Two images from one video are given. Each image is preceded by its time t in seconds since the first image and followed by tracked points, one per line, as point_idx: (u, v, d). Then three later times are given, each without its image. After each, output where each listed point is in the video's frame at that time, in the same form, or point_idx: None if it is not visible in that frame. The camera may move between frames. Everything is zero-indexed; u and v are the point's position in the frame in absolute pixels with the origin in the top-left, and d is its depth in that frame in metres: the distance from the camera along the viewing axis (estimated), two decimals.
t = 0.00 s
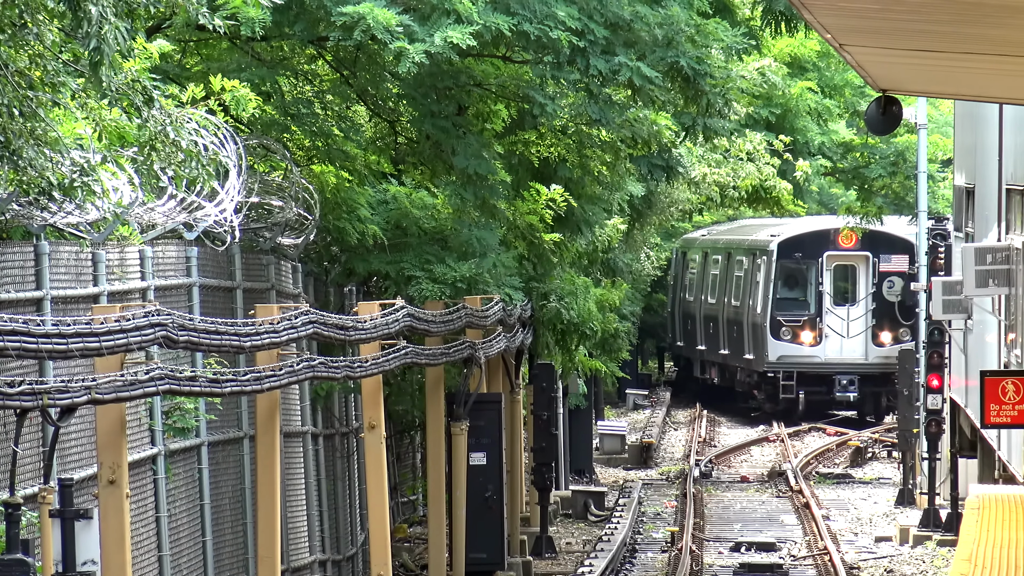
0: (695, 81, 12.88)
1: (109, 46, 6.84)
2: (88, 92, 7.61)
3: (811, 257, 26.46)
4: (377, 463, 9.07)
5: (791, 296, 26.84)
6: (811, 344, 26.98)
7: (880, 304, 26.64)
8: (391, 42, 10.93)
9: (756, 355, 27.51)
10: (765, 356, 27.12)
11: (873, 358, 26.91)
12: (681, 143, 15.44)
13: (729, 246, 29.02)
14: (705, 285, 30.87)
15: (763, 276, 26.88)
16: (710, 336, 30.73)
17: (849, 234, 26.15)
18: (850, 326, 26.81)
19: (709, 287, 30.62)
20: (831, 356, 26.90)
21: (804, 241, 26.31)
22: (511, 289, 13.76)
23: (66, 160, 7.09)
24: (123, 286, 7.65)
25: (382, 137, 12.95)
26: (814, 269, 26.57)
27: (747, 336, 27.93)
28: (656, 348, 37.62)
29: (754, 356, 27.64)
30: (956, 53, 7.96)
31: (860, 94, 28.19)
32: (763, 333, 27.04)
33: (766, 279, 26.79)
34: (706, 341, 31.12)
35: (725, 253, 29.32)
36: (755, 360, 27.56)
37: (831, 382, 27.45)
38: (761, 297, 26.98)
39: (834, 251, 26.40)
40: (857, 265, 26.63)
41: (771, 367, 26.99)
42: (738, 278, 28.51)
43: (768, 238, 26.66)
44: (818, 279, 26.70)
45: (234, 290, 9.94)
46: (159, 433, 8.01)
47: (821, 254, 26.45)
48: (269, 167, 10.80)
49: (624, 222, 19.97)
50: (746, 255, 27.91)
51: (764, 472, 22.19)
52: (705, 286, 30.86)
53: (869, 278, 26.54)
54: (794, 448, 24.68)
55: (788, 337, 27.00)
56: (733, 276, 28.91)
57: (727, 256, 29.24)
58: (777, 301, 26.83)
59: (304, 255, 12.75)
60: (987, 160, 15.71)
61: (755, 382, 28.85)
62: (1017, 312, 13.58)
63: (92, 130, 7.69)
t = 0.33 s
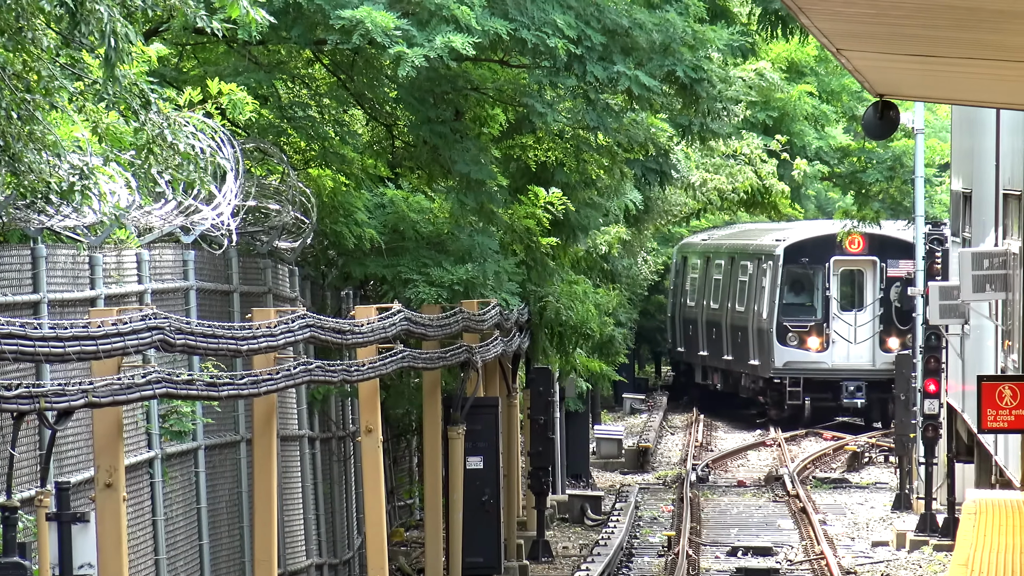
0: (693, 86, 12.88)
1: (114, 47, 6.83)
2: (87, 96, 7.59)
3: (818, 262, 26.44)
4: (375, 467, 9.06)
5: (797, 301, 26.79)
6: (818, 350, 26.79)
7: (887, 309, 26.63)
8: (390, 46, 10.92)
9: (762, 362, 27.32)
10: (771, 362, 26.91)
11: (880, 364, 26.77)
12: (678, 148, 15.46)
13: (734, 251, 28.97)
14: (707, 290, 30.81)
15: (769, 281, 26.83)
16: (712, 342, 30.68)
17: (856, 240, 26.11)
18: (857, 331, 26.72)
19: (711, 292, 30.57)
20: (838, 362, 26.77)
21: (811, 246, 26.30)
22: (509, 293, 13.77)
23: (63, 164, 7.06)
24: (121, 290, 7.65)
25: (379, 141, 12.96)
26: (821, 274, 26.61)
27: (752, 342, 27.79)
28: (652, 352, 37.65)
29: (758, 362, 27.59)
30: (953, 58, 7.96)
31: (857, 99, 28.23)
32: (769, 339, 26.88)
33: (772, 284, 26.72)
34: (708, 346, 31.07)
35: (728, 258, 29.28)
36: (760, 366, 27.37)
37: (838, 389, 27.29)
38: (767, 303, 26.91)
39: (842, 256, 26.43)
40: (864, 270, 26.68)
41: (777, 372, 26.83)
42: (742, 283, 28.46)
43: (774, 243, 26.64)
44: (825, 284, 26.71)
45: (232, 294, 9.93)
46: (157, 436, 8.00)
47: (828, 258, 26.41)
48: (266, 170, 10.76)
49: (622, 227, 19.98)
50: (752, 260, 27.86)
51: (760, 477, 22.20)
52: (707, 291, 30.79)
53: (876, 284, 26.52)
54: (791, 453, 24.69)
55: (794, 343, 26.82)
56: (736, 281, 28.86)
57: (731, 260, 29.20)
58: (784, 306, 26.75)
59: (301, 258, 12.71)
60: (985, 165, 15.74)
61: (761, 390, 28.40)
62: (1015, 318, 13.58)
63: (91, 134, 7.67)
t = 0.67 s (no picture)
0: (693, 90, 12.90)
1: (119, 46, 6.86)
2: (86, 99, 7.59)
3: (827, 265, 26.46)
4: (375, 470, 9.07)
5: (806, 305, 26.84)
6: (827, 354, 26.83)
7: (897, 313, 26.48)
8: (391, 51, 10.93)
9: (770, 366, 27.35)
10: (780, 366, 26.95)
11: (890, 368, 26.78)
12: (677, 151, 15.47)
13: (741, 253, 28.90)
14: (713, 293, 30.76)
15: (778, 284, 26.74)
16: (718, 345, 30.61)
17: (865, 242, 25.66)
18: (867, 335, 26.70)
19: (717, 296, 30.52)
20: (848, 366, 26.79)
21: (820, 249, 26.29)
22: (509, 295, 13.77)
23: (63, 167, 7.05)
24: (121, 293, 7.65)
25: (378, 145, 12.92)
26: (830, 277, 26.61)
27: (760, 346, 27.78)
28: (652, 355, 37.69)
29: (766, 365, 27.60)
30: (952, 61, 7.97)
31: (857, 101, 28.24)
32: (778, 343, 26.92)
33: (781, 288, 26.64)
34: (713, 350, 30.99)
35: (735, 261, 29.21)
36: (769, 370, 27.37)
37: (848, 393, 27.27)
38: (776, 306, 26.89)
39: (852, 259, 26.35)
40: (874, 274, 26.55)
41: (786, 376, 26.84)
42: (750, 286, 28.41)
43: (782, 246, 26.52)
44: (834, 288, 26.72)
45: (232, 297, 9.94)
46: (157, 439, 8.01)
47: (837, 262, 26.42)
48: (267, 173, 10.78)
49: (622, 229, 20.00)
50: (759, 263, 27.78)
51: (760, 480, 22.21)
52: (714, 294, 30.71)
53: (887, 286, 26.39)
54: (791, 455, 24.70)
55: (803, 347, 26.90)
56: (745, 284, 28.80)
57: (738, 263, 29.12)
58: (793, 310, 26.83)
59: (300, 261, 12.70)
60: (985, 168, 15.75)
61: (769, 393, 28.63)
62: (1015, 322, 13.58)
63: (90, 138, 7.57)
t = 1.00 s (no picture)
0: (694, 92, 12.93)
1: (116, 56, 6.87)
2: (88, 103, 7.57)
3: (840, 267, 26.36)
4: (377, 473, 9.06)
5: (817, 308, 26.63)
6: (839, 358, 26.65)
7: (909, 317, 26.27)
8: (394, 56, 10.94)
9: (781, 370, 27.22)
10: (792, 370, 26.80)
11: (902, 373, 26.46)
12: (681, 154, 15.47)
13: (750, 256, 28.81)
14: (722, 297, 30.73)
15: (789, 287, 26.64)
16: (726, 350, 30.59)
17: (877, 245, 25.60)
18: (879, 339, 26.43)
19: (724, 299, 30.51)
20: (861, 370, 26.55)
21: (832, 252, 26.20)
22: (510, 298, 13.77)
23: (65, 171, 7.06)
24: (123, 296, 7.66)
25: (379, 148, 12.91)
26: (842, 280, 26.44)
27: (770, 350, 27.61)
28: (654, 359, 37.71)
29: (776, 370, 27.46)
30: (953, 64, 7.97)
31: (859, 104, 28.27)
32: (790, 347, 26.75)
33: (793, 291, 26.55)
34: (721, 355, 30.96)
35: (744, 263, 29.10)
36: (780, 374, 27.24)
37: (860, 398, 26.92)
38: (787, 310, 26.72)
39: (864, 262, 26.20)
40: (886, 277, 26.28)
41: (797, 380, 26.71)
42: (760, 290, 28.32)
43: (794, 249, 26.45)
44: (846, 291, 26.49)
45: (234, 300, 9.95)
46: (159, 443, 8.01)
47: (849, 265, 26.33)
48: (268, 177, 10.84)
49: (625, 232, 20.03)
50: (770, 266, 27.67)
51: (762, 483, 22.21)
52: (722, 299, 30.69)
53: (898, 289, 26.14)
54: (793, 459, 24.70)
55: (815, 351, 26.72)
56: (754, 288, 28.69)
57: (747, 266, 29.03)
58: (805, 314, 26.63)
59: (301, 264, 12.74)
60: (986, 171, 15.77)
61: (781, 398, 28.39)
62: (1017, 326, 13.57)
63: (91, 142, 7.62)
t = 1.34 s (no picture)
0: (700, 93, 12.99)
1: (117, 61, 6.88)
2: (92, 105, 7.58)
3: (853, 269, 26.16)
4: (381, 474, 9.07)
5: (831, 310, 26.47)
6: (852, 360, 26.45)
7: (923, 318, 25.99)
8: (400, 58, 10.93)
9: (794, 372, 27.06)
10: (805, 373, 26.62)
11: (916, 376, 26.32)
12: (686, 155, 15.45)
13: (761, 257, 28.65)
14: (732, 299, 30.61)
15: (802, 289, 26.48)
16: (737, 353, 30.54)
17: (890, 245, 25.39)
18: (893, 342, 26.25)
19: (734, 301, 30.47)
20: (875, 372, 26.40)
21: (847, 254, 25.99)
22: (515, 299, 13.77)
23: (69, 173, 7.05)
24: (127, 299, 7.68)
25: (383, 150, 12.94)
26: (856, 282, 26.25)
27: (783, 351, 27.45)
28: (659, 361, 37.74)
29: (789, 373, 27.34)
30: (958, 65, 7.97)
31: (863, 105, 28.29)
32: (803, 349, 26.53)
33: (806, 293, 26.37)
34: (732, 357, 30.87)
35: (755, 265, 28.93)
36: (793, 377, 27.11)
37: (875, 400, 26.84)
38: (800, 312, 26.56)
39: (878, 262, 25.91)
40: (901, 277, 26.04)
41: (811, 383, 26.54)
42: (772, 292, 28.15)
43: (807, 250, 26.25)
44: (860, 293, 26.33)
45: (238, 302, 9.96)
46: (164, 445, 8.02)
47: (863, 266, 26.11)
48: (272, 179, 10.83)
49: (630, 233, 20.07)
50: (781, 267, 27.49)
51: (767, 484, 22.21)
52: (733, 301, 30.58)
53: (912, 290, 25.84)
54: (798, 460, 24.70)
55: (829, 353, 26.52)
56: (766, 290, 28.48)
57: (758, 267, 28.87)
58: (818, 316, 26.45)
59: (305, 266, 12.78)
60: (990, 171, 15.78)
61: (793, 401, 28.30)
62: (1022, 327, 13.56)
63: (96, 144, 7.62)
